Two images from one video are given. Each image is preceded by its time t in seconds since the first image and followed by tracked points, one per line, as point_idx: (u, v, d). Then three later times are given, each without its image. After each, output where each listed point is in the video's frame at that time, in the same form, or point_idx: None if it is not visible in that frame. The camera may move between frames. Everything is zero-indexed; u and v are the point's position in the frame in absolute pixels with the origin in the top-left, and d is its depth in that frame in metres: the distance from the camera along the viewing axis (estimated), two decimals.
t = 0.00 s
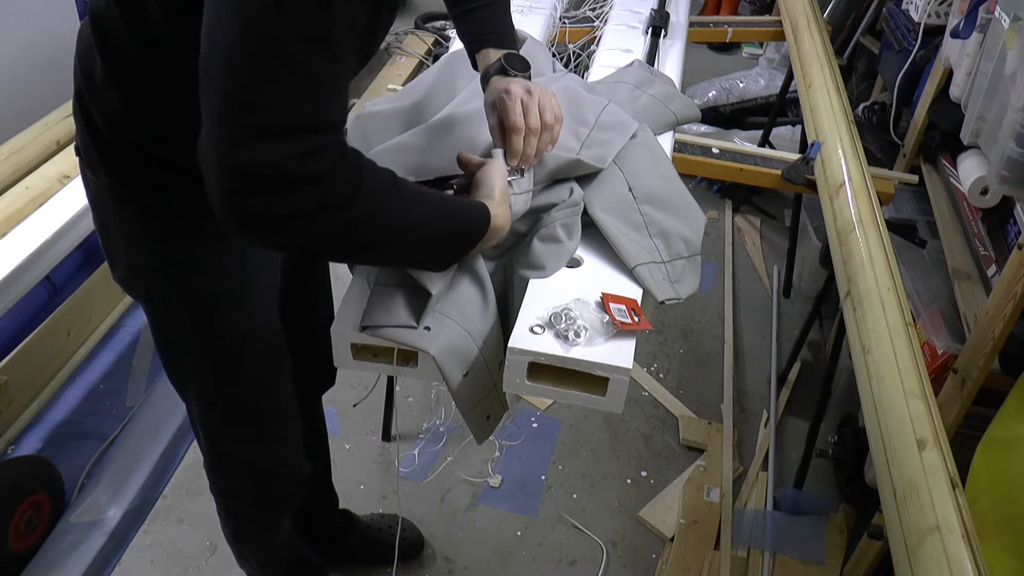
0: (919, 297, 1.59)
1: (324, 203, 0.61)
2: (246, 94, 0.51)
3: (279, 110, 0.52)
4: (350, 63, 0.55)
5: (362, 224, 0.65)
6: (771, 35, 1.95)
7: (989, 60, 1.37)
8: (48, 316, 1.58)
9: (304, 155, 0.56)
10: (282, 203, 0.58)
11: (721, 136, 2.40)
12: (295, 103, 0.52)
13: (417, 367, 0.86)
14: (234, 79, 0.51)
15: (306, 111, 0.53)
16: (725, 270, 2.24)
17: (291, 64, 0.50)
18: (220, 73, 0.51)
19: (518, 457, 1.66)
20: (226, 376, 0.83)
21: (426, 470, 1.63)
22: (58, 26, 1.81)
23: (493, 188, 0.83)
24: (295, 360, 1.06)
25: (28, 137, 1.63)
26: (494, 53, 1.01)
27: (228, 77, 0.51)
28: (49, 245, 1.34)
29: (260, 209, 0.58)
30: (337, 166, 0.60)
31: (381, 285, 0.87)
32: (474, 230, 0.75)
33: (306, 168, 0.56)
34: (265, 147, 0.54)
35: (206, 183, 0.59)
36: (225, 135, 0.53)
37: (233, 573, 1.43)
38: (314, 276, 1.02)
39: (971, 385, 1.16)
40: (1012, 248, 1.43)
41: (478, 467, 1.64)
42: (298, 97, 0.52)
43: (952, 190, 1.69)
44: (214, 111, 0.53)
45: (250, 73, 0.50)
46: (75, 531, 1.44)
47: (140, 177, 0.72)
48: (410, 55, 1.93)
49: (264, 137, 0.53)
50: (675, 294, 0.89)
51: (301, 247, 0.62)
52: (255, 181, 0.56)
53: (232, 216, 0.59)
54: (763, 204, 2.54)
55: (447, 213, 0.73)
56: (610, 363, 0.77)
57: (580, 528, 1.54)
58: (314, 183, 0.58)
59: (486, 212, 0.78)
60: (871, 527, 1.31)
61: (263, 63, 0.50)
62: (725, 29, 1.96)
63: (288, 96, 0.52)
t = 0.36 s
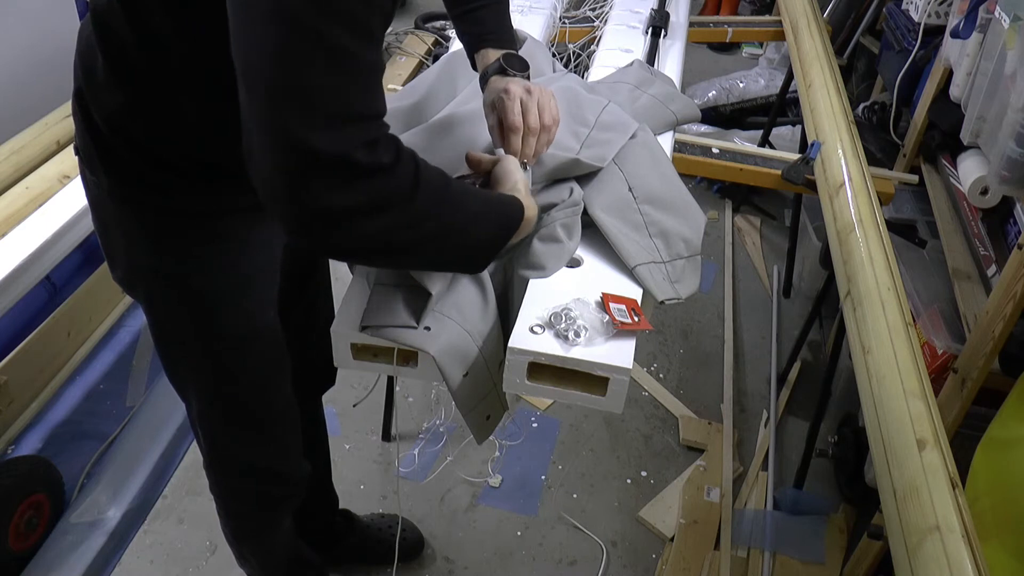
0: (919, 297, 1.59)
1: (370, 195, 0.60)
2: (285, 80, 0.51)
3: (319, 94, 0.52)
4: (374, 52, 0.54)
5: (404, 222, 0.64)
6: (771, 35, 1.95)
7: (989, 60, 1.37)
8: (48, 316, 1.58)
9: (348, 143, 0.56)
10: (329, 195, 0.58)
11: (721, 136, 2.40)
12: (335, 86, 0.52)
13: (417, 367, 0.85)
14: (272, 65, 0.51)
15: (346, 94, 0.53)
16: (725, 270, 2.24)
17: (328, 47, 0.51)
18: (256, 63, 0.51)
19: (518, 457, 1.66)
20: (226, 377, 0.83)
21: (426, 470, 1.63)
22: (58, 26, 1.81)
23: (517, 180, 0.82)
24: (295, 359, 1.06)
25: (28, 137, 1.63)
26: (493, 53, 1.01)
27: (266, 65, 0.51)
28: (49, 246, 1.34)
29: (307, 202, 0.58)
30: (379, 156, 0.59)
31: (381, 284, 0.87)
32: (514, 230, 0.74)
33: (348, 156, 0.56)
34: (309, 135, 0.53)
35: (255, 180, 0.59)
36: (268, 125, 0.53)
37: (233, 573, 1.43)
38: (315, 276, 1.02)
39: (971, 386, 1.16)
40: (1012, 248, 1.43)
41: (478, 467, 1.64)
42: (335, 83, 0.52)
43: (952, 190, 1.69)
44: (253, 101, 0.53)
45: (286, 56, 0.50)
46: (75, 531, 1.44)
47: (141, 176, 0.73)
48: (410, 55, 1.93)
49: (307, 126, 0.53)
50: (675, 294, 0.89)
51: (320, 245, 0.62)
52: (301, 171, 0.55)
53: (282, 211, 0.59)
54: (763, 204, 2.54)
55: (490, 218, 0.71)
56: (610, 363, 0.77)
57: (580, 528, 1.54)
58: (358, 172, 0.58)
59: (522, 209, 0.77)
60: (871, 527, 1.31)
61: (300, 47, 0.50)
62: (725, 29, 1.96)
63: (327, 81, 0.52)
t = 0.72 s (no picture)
0: (919, 297, 1.59)
1: (364, 195, 0.60)
2: (286, 80, 0.51)
3: (319, 95, 0.52)
4: (374, 53, 0.55)
5: (394, 225, 0.64)
6: (771, 35, 1.95)
7: (989, 60, 1.37)
8: (48, 316, 1.58)
9: (344, 144, 0.56)
10: (324, 194, 0.58)
11: (721, 136, 2.40)
12: (335, 92, 0.53)
13: (417, 368, 0.86)
14: (274, 66, 0.51)
15: (344, 96, 0.54)
16: (725, 270, 2.24)
17: (330, 47, 0.51)
18: (257, 63, 0.51)
19: (518, 457, 1.66)
20: (226, 377, 0.83)
21: (426, 470, 1.63)
22: (58, 26, 1.81)
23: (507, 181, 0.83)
24: (295, 359, 1.06)
25: (28, 137, 1.63)
26: (487, 58, 1.01)
27: (267, 65, 0.51)
28: (49, 245, 1.34)
29: (300, 203, 0.58)
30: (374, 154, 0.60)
31: (381, 285, 0.87)
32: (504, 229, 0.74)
33: (345, 157, 0.56)
34: (307, 135, 0.54)
35: (246, 179, 0.59)
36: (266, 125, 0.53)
37: (233, 573, 1.43)
38: (315, 275, 1.02)
39: (971, 385, 1.16)
40: (1012, 248, 1.43)
41: (478, 467, 1.64)
42: (336, 83, 0.53)
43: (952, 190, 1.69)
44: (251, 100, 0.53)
45: (288, 59, 0.51)
46: (75, 531, 1.44)
47: (141, 176, 0.73)
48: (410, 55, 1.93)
49: (304, 126, 0.53)
50: (674, 294, 0.89)
51: (312, 246, 0.62)
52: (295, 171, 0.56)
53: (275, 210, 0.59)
54: (763, 204, 2.54)
55: (478, 219, 0.72)
56: (610, 363, 0.76)
57: (580, 528, 1.54)
58: (353, 173, 0.58)
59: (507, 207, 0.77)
60: (871, 527, 1.31)
61: (302, 50, 0.50)
62: (725, 30, 1.96)
63: (327, 81, 0.52)
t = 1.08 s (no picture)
0: (919, 297, 1.59)
1: (347, 213, 0.61)
2: (281, 104, 0.52)
3: (311, 121, 0.53)
4: (371, 55, 0.55)
5: (378, 235, 0.65)
6: (771, 35, 1.95)
7: (989, 60, 1.37)
8: (48, 317, 1.57)
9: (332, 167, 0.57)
10: (309, 213, 0.59)
11: (721, 136, 2.40)
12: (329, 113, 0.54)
13: (417, 367, 0.86)
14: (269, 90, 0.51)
15: (335, 120, 0.55)
16: (725, 269, 2.24)
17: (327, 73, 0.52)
18: (251, 84, 0.52)
19: (518, 457, 1.66)
20: (226, 377, 0.83)
21: (426, 470, 1.63)
22: (59, 26, 1.81)
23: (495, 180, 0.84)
24: (295, 359, 1.06)
25: (28, 137, 1.63)
26: (491, 61, 1.00)
27: (261, 87, 0.51)
28: (49, 245, 1.34)
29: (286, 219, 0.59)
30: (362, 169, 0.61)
31: (381, 284, 0.87)
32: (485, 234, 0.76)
33: (331, 177, 0.57)
34: (298, 153, 0.54)
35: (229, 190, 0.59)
36: (257, 147, 0.54)
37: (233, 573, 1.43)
38: (315, 276, 1.02)
39: (972, 385, 1.15)
40: (1012, 248, 1.43)
41: (478, 467, 1.64)
42: (330, 108, 0.54)
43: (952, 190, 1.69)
44: (243, 118, 0.53)
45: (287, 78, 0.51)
46: (75, 531, 1.44)
47: (140, 176, 0.73)
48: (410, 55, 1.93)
49: (295, 149, 0.54)
50: (674, 294, 0.89)
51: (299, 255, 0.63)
52: (283, 192, 0.56)
53: (259, 228, 0.60)
54: (763, 204, 2.54)
55: (459, 224, 0.73)
56: (610, 363, 0.76)
57: (580, 528, 1.54)
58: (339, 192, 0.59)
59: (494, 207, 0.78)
60: (871, 527, 1.31)
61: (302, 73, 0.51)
62: (725, 29, 1.96)
63: (320, 107, 0.53)
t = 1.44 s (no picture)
0: (918, 297, 1.59)
1: (329, 214, 0.61)
2: (265, 105, 0.52)
3: (295, 127, 0.54)
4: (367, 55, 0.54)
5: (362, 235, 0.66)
6: (771, 35, 1.95)
7: (989, 60, 1.37)
8: (48, 317, 1.58)
9: (314, 173, 0.57)
10: (287, 216, 0.59)
11: (721, 136, 2.40)
12: (315, 113, 0.54)
13: (417, 367, 0.86)
14: (253, 93, 0.52)
15: (319, 127, 0.55)
16: (724, 270, 2.24)
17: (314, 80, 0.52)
18: (238, 83, 0.52)
19: (518, 457, 1.66)
20: (227, 378, 0.83)
21: (426, 471, 1.63)
22: (59, 26, 1.81)
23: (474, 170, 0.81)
24: (295, 360, 1.06)
25: (28, 137, 1.63)
26: (474, 56, 1.00)
27: (247, 86, 0.52)
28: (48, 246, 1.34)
29: (265, 216, 0.59)
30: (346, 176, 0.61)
31: (381, 284, 0.87)
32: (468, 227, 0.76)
33: (314, 179, 0.57)
34: (281, 153, 0.55)
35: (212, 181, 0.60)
36: (238, 148, 0.54)
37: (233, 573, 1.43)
38: (316, 276, 1.02)
39: (971, 385, 1.15)
40: (1012, 248, 1.43)
41: (478, 467, 1.64)
42: (314, 115, 0.54)
43: (952, 190, 1.69)
44: (229, 114, 0.54)
45: (276, 78, 0.51)
46: (75, 531, 1.44)
47: (140, 177, 0.73)
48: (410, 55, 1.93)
49: (275, 154, 0.55)
50: (674, 294, 0.89)
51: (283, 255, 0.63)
52: (261, 194, 0.57)
53: (238, 227, 0.60)
54: (763, 204, 2.54)
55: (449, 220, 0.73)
56: (611, 363, 0.76)
57: (580, 528, 1.54)
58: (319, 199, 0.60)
59: (476, 196, 0.77)
60: (871, 527, 1.31)
61: (288, 73, 0.51)
62: (725, 30, 1.96)
63: (304, 113, 0.53)
